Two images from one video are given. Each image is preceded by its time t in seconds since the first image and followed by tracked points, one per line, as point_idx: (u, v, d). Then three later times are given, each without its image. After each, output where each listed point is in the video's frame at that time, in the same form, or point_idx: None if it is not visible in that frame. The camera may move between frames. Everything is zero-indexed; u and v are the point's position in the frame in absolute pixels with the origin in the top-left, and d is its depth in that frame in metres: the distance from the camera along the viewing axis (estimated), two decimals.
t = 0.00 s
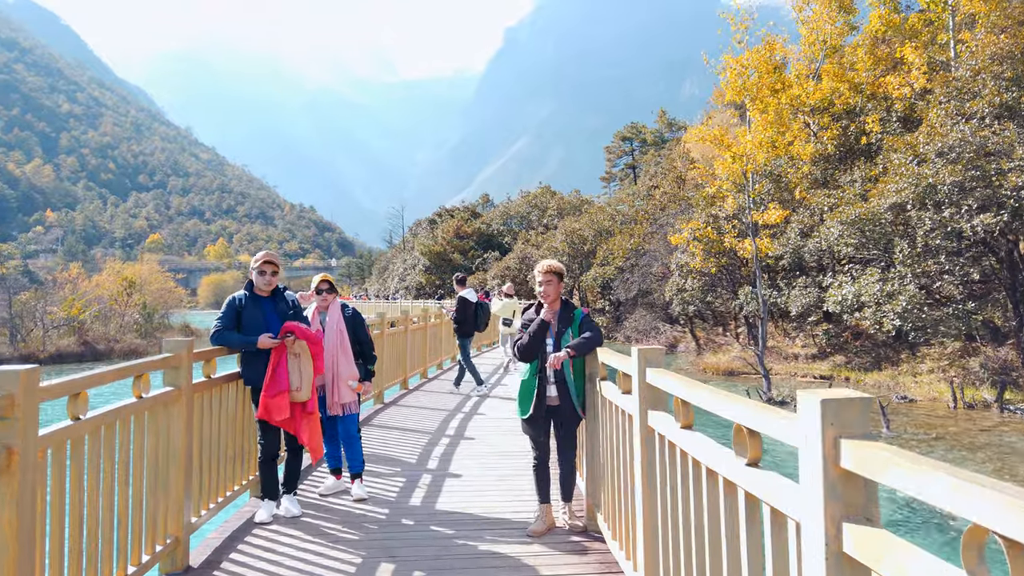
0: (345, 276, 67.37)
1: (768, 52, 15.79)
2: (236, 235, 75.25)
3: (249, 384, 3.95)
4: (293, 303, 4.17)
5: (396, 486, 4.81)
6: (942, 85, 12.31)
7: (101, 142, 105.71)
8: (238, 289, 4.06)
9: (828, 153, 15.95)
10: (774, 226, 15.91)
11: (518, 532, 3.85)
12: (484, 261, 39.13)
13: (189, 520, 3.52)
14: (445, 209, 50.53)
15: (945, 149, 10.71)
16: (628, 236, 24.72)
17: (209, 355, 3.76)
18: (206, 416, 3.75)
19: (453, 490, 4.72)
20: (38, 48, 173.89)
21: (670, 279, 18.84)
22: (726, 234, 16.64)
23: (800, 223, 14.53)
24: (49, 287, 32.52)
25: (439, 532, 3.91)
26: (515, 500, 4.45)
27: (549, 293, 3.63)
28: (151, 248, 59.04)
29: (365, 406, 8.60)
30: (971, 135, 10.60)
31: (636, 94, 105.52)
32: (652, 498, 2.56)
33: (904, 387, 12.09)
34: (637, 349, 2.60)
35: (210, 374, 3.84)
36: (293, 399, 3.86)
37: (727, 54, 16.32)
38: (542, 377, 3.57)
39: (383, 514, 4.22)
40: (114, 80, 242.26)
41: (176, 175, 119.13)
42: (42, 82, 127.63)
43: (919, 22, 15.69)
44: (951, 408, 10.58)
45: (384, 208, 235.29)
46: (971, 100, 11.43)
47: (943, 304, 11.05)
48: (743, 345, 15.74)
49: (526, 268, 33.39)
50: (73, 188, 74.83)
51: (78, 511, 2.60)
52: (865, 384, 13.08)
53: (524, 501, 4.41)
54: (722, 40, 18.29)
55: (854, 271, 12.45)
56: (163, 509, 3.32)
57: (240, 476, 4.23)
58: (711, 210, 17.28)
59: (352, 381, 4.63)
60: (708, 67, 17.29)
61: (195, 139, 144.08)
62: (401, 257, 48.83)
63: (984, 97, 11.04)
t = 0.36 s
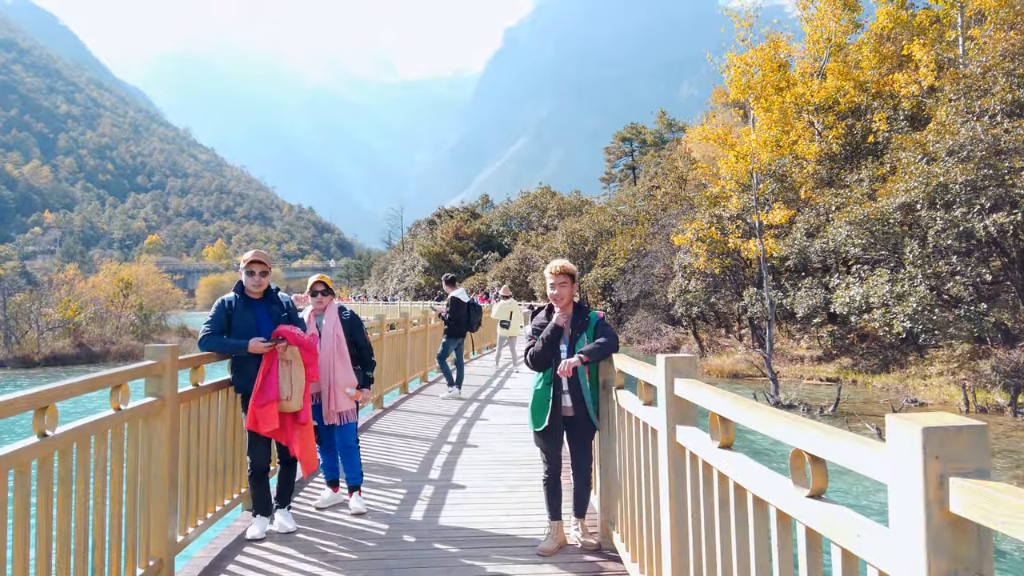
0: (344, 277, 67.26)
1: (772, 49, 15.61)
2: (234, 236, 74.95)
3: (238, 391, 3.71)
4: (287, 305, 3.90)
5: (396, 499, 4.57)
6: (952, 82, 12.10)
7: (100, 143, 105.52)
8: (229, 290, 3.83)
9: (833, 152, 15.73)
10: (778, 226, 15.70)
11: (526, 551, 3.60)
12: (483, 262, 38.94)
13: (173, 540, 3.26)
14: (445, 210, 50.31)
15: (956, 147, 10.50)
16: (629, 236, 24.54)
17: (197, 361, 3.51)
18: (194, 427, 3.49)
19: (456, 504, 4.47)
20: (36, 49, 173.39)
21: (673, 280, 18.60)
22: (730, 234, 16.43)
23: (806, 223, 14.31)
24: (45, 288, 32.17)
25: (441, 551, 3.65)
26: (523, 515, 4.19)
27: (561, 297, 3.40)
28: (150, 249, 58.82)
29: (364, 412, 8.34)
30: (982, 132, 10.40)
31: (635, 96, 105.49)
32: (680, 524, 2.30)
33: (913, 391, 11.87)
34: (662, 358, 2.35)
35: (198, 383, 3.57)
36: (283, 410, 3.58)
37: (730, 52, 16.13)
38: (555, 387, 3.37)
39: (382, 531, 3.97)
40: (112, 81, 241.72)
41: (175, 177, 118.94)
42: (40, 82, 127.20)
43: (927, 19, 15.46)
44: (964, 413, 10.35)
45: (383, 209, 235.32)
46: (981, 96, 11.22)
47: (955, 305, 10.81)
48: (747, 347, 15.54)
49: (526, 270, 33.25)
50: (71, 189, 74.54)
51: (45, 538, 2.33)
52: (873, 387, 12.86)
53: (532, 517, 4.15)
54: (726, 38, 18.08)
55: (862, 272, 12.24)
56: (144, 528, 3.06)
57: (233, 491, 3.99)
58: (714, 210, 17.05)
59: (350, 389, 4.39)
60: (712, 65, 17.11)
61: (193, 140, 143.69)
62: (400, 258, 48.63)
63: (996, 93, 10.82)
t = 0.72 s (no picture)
0: (343, 278, 67.11)
1: (778, 46, 15.41)
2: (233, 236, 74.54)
3: (226, 394, 3.46)
4: (285, 303, 3.62)
5: (401, 512, 4.29)
6: (964, 79, 11.87)
7: (99, 144, 105.36)
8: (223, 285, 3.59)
9: (842, 151, 15.48)
10: (785, 226, 15.48)
11: (544, 571, 3.33)
12: (483, 263, 38.74)
13: (160, 561, 2.98)
14: (444, 210, 50.03)
15: (971, 144, 10.27)
16: (632, 236, 24.32)
17: (187, 365, 3.26)
18: (184, 437, 3.22)
19: (465, 517, 4.20)
20: (35, 49, 173.01)
21: (677, 281, 18.32)
22: (735, 234, 16.20)
23: (814, 222, 14.06)
24: (41, 288, 31.82)
25: (451, 571, 3.39)
26: (537, 530, 3.93)
27: (582, 297, 3.16)
28: (148, 249, 58.63)
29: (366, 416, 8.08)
30: (998, 129, 10.16)
31: (634, 97, 105.35)
32: (727, 552, 2.03)
33: (926, 394, 11.60)
34: (707, 364, 2.09)
35: (189, 390, 3.31)
36: (266, 418, 3.29)
37: (735, 50, 15.93)
38: (577, 394, 3.14)
39: (387, 548, 3.70)
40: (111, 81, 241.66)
41: (174, 177, 118.72)
42: (39, 83, 126.75)
43: (936, 16, 15.22)
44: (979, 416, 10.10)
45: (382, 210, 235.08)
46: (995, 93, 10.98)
47: (970, 306, 10.55)
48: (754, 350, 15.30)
49: (527, 270, 33.08)
50: (70, 190, 74.33)
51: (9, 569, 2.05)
52: (883, 390, 12.61)
53: (547, 532, 3.88)
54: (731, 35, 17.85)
55: (872, 272, 12.00)
56: (127, 550, 2.78)
57: (226, 505, 3.73)
58: (719, 209, 16.79)
59: (350, 394, 4.12)
60: (717, 62, 16.89)
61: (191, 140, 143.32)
62: (399, 258, 48.43)
63: (1011, 89, 10.57)
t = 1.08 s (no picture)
0: (338, 279, 66.75)
1: (778, 45, 15.22)
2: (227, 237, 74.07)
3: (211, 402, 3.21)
4: (275, 304, 3.35)
5: (398, 528, 4.03)
6: (970, 77, 11.66)
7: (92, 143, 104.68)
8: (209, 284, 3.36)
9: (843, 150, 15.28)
10: (786, 227, 15.30)
11: None
12: (479, 264, 38.52)
13: None
14: (440, 211, 49.76)
15: (979, 143, 10.08)
16: (630, 237, 24.14)
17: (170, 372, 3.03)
18: (159, 452, 2.94)
19: (467, 534, 3.95)
20: (26, 48, 171.77)
21: (676, 282, 18.11)
22: (736, 234, 16.01)
23: (816, 223, 13.88)
24: (30, 288, 31.33)
25: None
26: (544, 549, 3.68)
27: (592, 299, 2.90)
28: (141, 250, 58.16)
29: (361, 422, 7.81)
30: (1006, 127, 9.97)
31: (629, 98, 105.30)
32: None
33: (932, 398, 11.40)
34: (750, 376, 1.84)
35: (168, 401, 3.04)
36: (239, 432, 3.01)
37: (736, 48, 15.75)
38: (589, 405, 2.89)
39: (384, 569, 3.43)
40: (104, 81, 240.18)
41: (167, 178, 118.05)
42: (31, 83, 126.04)
43: (939, 15, 15.03)
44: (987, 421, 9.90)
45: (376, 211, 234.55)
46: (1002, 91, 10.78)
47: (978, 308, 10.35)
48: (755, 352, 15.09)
49: (523, 271, 32.90)
50: (62, 190, 73.74)
51: None
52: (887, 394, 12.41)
53: (555, 552, 3.63)
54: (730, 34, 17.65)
55: (877, 274, 11.82)
56: None
57: (210, 522, 3.46)
58: (719, 209, 16.60)
59: (343, 403, 3.86)
60: (716, 61, 16.73)
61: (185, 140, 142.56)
62: (394, 259, 48.17)
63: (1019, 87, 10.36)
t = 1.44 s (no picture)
0: (336, 279, 66.67)
1: (783, 41, 14.89)
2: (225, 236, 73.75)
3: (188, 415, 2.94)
4: (258, 308, 3.08)
5: (396, 549, 3.74)
6: (982, 72, 11.32)
7: (89, 144, 104.46)
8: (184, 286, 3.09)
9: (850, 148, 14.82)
10: (792, 226, 15.04)
11: None
12: (478, 265, 38.28)
13: None
14: (438, 211, 49.47)
15: (992, 140, 9.77)
16: (630, 238, 23.92)
17: (142, 382, 2.75)
18: (126, 470, 2.64)
19: (470, 556, 3.67)
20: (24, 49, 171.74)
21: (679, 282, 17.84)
22: (740, 234, 15.74)
23: (822, 222, 13.63)
24: (24, 289, 30.99)
25: None
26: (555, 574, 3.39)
27: (605, 299, 2.54)
28: (139, 251, 57.94)
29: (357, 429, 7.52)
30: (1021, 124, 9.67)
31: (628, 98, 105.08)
32: None
33: (945, 402, 11.11)
34: (809, 393, 1.58)
35: (142, 414, 2.75)
36: (219, 449, 2.76)
37: (740, 44, 15.48)
38: (607, 416, 2.54)
39: None
40: (101, 81, 239.49)
41: (165, 179, 117.77)
42: (29, 83, 125.86)
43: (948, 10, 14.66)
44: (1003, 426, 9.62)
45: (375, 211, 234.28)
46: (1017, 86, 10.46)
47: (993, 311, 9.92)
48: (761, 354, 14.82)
49: (523, 272, 32.68)
50: (60, 191, 73.46)
51: None
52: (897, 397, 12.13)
53: None
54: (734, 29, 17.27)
55: (886, 274, 11.51)
56: None
57: (190, 542, 3.18)
58: (722, 209, 16.33)
59: (336, 413, 3.58)
60: (719, 58, 16.45)
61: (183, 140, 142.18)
62: (393, 259, 47.93)
63: None
